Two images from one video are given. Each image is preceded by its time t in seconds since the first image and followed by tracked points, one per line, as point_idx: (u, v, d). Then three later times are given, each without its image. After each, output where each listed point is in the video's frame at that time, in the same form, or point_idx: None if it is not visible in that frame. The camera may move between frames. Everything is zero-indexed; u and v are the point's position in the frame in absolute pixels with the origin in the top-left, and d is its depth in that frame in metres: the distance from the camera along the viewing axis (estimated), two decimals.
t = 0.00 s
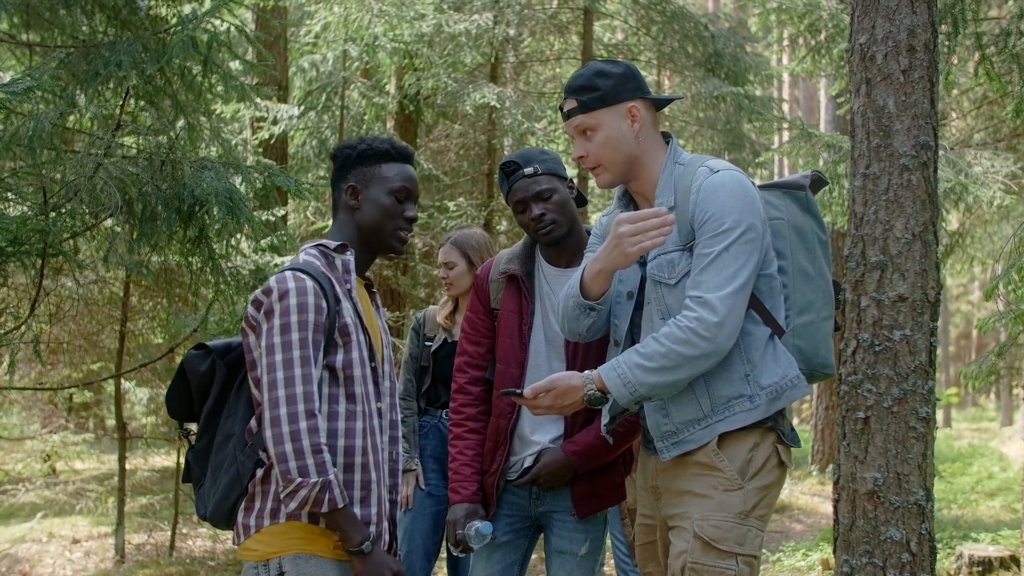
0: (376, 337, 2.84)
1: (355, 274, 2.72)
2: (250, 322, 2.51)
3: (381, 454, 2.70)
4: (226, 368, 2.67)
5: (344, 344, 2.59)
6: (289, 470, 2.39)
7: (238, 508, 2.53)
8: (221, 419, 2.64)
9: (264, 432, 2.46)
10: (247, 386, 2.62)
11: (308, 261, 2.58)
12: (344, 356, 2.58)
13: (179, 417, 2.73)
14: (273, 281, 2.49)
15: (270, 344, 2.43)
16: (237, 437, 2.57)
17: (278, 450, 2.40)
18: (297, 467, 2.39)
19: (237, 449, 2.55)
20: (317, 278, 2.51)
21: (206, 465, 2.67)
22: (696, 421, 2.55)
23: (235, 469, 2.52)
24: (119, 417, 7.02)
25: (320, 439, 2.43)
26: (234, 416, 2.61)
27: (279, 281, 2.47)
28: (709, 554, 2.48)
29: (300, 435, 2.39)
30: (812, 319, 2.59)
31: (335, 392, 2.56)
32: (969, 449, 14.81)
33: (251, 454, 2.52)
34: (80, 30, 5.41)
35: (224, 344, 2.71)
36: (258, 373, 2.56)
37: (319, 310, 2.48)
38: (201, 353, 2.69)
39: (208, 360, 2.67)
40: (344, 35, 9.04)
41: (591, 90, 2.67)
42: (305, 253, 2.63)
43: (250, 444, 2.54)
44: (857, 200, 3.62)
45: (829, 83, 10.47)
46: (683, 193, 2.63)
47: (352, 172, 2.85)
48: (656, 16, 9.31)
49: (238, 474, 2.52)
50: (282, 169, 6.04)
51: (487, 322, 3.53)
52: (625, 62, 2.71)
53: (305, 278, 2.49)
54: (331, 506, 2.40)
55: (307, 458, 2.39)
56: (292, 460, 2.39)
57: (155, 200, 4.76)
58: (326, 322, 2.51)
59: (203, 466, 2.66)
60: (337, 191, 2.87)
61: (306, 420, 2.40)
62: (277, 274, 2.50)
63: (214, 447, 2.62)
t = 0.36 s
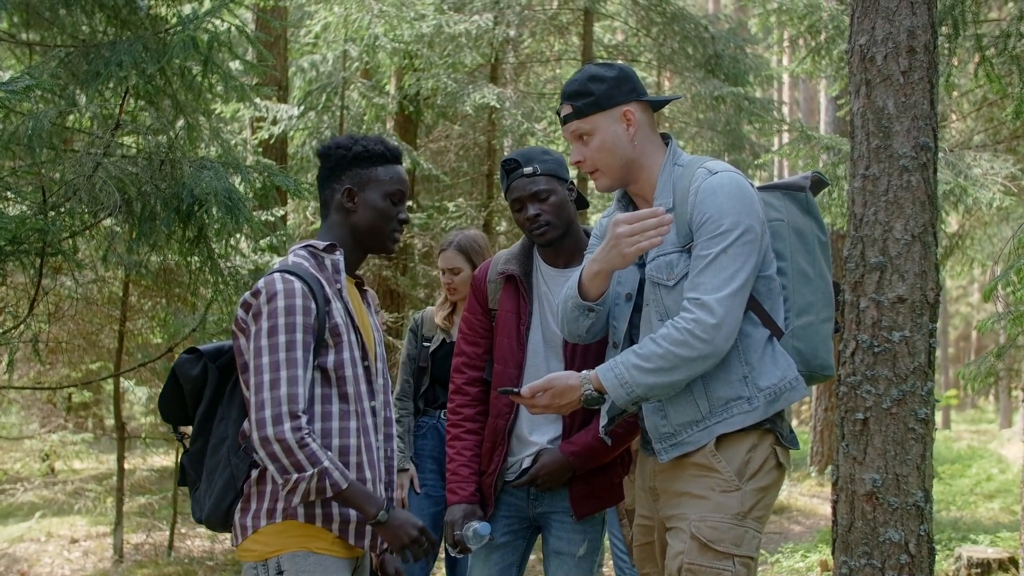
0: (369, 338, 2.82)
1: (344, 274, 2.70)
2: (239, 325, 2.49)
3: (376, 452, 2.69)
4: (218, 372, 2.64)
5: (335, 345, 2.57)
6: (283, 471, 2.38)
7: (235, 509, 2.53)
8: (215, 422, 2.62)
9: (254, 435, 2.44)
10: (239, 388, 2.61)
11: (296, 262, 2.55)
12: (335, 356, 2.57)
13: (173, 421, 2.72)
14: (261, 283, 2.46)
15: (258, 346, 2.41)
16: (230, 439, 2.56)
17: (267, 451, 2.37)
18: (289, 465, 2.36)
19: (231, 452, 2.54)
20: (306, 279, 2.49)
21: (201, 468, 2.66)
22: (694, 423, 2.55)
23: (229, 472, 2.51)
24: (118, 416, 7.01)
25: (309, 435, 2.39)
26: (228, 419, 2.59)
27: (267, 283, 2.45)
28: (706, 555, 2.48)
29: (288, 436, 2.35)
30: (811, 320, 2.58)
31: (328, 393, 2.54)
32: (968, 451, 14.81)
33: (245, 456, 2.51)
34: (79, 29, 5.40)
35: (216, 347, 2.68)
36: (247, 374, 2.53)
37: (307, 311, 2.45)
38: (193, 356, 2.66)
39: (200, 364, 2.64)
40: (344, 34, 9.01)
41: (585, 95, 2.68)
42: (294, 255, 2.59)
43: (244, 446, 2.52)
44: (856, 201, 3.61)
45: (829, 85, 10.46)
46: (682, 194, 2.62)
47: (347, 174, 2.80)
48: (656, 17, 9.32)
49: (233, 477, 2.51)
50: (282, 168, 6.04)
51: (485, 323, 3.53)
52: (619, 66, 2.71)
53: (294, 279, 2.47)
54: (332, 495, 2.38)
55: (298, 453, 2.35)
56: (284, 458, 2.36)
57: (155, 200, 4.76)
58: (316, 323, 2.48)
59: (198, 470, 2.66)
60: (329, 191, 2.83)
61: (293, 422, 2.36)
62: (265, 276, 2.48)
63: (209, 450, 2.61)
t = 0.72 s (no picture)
0: (359, 335, 2.82)
1: (337, 271, 2.69)
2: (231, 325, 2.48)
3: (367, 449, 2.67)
4: (212, 370, 2.60)
5: (327, 341, 2.55)
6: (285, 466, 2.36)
7: (228, 507, 2.50)
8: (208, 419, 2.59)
9: (249, 432, 2.41)
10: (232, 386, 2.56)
11: (287, 259, 2.53)
12: (328, 352, 2.54)
13: (166, 416, 2.67)
14: (252, 280, 2.44)
15: (252, 343, 2.39)
16: (223, 437, 2.53)
17: (267, 445, 2.35)
18: (292, 456, 2.35)
19: (224, 450, 2.51)
20: (298, 275, 2.47)
21: (193, 465, 2.63)
22: (691, 420, 2.55)
23: (223, 469, 2.49)
24: (116, 413, 7.00)
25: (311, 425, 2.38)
26: (220, 416, 2.56)
27: (259, 280, 2.43)
28: (705, 553, 2.48)
29: (287, 429, 2.33)
30: (809, 317, 2.58)
31: (321, 389, 2.52)
32: (966, 449, 14.82)
33: (239, 454, 2.49)
34: (77, 26, 5.39)
35: (209, 344, 2.64)
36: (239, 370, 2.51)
37: (301, 307, 2.43)
38: (186, 353, 2.62)
39: (193, 361, 2.60)
40: (342, 32, 9.15)
41: (583, 91, 2.67)
42: (286, 251, 2.58)
43: (236, 444, 2.50)
44: (855, 199, 3.61)
45: (828, 83, 10.46)
46: (680, 191, 2.62)
47: (338, 170, 2.79)
48: (655, 15, 9.30)
49: (226, 475, 2.49)
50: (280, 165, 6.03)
51: (481, 320, 3.52)
52: (617, 62, 2.70)
53: (285, 276, 2.44)
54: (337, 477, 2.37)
55: (300, 440, 2.34)
56: (286, 449, 2.34)
57: (152, 197, 4.75)
58: (309, 318, 2.46)
59: (192, 466, 2.63)
60: (321, 187, 2.82)
61: (291, 416, 2.35)
62: (256, 273, 2.46)
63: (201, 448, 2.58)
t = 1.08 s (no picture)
0: (358, 328, 2.82)
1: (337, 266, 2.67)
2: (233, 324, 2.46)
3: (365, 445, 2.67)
4: (209, 363, 2.58)
5: (328, 338, 2.54)
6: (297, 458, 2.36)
7: (225, 500, 2.49)
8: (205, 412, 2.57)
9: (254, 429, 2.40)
10: (231, 380, 2.56)
11: (288, 255, 2.52)
12: (329, 349, 2.54)
13: (161, 408, 2.65)
14: (253, 277, 2.43)
15: (256, 340, 2.38)
16: (220, 430, 2.52)
17: (275, 441, 2.34)
18: (302, 449, 2.35)
19: (221, 444, 2.50)
20: (300, 272, 2.46)
21: (190, 458, 2.62)
22: (696, 415, 2.55)
23: (219, 463, 2.48)
24: (120, 409, 7.00)
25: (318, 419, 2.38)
26: (217, 410, 2.55)
27: (261, 277, 2.42)
28: (708, 549, 2.47)
29: (294, 423, 2.33)
30: (814, 312, 2.57)
31: (321, 386, 2.52)
32: (969, 445, 14.81)
33: (236, 448, 2.48)
34: (80, 22, 5.39)
35: (207, 337, 2.63)
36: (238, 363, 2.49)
37: (304, 303, 2.42)
38: (184, 346, 2.61)
39: (191, 355, 2.59)
40: (345, 28, 9.06)
41: (586, 87, 2.67)
42: (287, 246, 2.57)
43: (234, 439, 2.49)
44: (861, 194, 3.59)
45: (832, 78, 10.42)
46: (684, 186, 2.61)
47: (343, 165, 2.78)
48: (658, 11, 9.28)
49: (223, 469, 2.48)
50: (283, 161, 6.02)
51: (482, 316, 3.52)
52: (620, 59, 2.70)
53: (287, 272, 2.43)
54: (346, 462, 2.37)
55: (308, 432, 2.34)
56: (294, 443, 2.34)
57: (156, 192, 4.76)
58: (312, 315, 2.45)
59: (188, 459, 2.61)
60: (325, 181, 2.80)
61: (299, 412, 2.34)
62: (257, 270, 2.44)
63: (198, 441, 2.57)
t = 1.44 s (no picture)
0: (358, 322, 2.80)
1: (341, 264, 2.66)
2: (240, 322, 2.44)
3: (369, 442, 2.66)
4: (211, 362, 2.54)
5: (335, 337, 2.53)
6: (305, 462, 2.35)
7: (229, 501, 2.46)
8: (206, 412, 2.54)
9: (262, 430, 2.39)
10: (233, 380, 2.52)
11: (294, 253, 2.49)
12: (335, 348, 2.53)
13: (160, 409, 2.61)
14: (260, 275, 2.41)
15: (264, 340, 2.36)
16: (223, 430, 2.49)
17: (284, 442, 2.33)
18: (309, 454, 2.34)
19: (225, 444, 2.47)
20: (307, 270, 2.43)
21: (190, 457, 2.59)
22: (702, 411, 2.54)
23: (224, 464, 2.45)
24: (124, 407, 7.00)
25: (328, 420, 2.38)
26: (219, 410, 2.52)
27: (268, 276, 2.39)
28: (716, 545, 2.46)
29: (304, 426, 2.32)
30: (820, 308, 2.56)
31: (327, 385, 2.51)
32: (974, 441, 14.79)
33: (241, 448, 2.45)
34: (84, 19, 5.39)
35: (208, 335, 2.59)
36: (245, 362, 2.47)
37: (311, 303, 2.40)
38: (185, 346, 2.57)
39: (192, 354, 2.55)
40: (348, 24, 9.13)
41: (589, 84, 2.65)
42: (291, 244, 2.55)
43: (238, 439, 2.46)
44: (867, 188, 3.58)
45: (836, 74, 10.39)
46: (689, 181, 2.59)
47: (341, 160, 2.77)
48: (662, 7, 9.27)
49: (228, 469, 2.45)
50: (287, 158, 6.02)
51: (481, 313, 3.50)
52: (623, 54, 2.68)
53: (295, 271, 2.41)
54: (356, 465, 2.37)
55: (317, 437, 2.33)
56: (303, 446, 2.33)
57: (160, 189, 4.77)
58: (319, 314, 2.43)
59: (188, 459, 2.58)
60: (323, 176, 2.79)
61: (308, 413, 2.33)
62: (263, 268, 2.42)
63: (199, 441, 2.53)
